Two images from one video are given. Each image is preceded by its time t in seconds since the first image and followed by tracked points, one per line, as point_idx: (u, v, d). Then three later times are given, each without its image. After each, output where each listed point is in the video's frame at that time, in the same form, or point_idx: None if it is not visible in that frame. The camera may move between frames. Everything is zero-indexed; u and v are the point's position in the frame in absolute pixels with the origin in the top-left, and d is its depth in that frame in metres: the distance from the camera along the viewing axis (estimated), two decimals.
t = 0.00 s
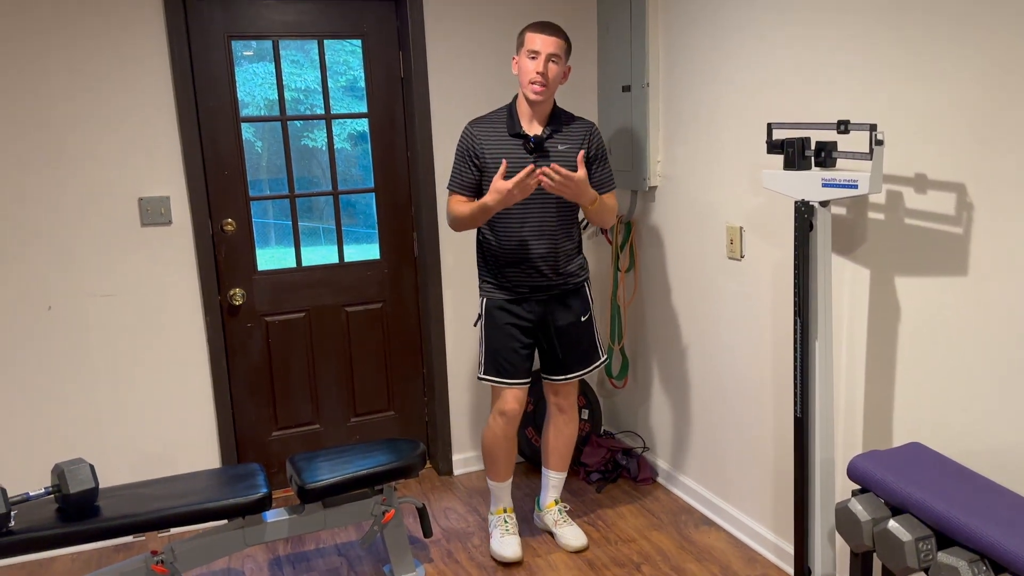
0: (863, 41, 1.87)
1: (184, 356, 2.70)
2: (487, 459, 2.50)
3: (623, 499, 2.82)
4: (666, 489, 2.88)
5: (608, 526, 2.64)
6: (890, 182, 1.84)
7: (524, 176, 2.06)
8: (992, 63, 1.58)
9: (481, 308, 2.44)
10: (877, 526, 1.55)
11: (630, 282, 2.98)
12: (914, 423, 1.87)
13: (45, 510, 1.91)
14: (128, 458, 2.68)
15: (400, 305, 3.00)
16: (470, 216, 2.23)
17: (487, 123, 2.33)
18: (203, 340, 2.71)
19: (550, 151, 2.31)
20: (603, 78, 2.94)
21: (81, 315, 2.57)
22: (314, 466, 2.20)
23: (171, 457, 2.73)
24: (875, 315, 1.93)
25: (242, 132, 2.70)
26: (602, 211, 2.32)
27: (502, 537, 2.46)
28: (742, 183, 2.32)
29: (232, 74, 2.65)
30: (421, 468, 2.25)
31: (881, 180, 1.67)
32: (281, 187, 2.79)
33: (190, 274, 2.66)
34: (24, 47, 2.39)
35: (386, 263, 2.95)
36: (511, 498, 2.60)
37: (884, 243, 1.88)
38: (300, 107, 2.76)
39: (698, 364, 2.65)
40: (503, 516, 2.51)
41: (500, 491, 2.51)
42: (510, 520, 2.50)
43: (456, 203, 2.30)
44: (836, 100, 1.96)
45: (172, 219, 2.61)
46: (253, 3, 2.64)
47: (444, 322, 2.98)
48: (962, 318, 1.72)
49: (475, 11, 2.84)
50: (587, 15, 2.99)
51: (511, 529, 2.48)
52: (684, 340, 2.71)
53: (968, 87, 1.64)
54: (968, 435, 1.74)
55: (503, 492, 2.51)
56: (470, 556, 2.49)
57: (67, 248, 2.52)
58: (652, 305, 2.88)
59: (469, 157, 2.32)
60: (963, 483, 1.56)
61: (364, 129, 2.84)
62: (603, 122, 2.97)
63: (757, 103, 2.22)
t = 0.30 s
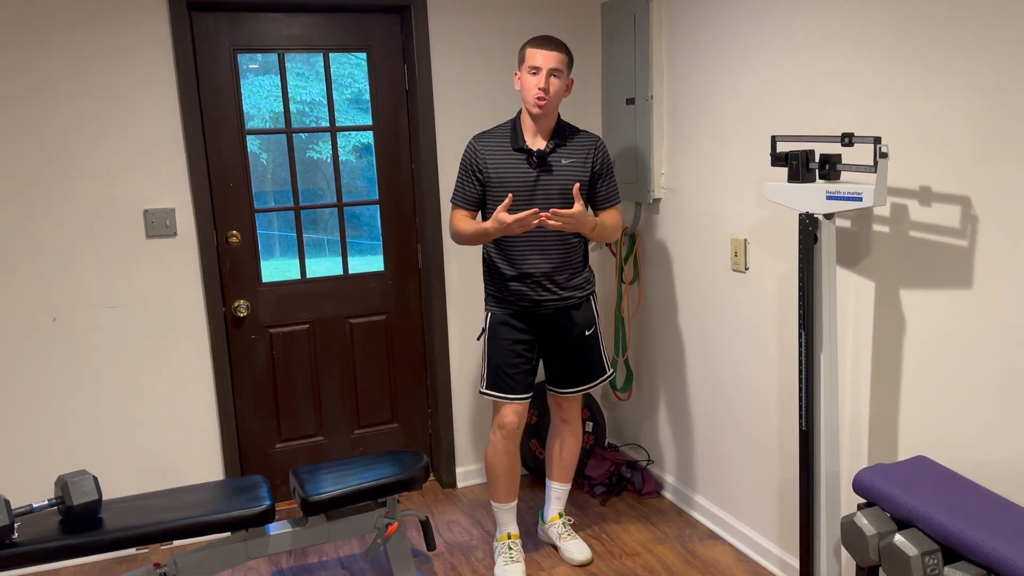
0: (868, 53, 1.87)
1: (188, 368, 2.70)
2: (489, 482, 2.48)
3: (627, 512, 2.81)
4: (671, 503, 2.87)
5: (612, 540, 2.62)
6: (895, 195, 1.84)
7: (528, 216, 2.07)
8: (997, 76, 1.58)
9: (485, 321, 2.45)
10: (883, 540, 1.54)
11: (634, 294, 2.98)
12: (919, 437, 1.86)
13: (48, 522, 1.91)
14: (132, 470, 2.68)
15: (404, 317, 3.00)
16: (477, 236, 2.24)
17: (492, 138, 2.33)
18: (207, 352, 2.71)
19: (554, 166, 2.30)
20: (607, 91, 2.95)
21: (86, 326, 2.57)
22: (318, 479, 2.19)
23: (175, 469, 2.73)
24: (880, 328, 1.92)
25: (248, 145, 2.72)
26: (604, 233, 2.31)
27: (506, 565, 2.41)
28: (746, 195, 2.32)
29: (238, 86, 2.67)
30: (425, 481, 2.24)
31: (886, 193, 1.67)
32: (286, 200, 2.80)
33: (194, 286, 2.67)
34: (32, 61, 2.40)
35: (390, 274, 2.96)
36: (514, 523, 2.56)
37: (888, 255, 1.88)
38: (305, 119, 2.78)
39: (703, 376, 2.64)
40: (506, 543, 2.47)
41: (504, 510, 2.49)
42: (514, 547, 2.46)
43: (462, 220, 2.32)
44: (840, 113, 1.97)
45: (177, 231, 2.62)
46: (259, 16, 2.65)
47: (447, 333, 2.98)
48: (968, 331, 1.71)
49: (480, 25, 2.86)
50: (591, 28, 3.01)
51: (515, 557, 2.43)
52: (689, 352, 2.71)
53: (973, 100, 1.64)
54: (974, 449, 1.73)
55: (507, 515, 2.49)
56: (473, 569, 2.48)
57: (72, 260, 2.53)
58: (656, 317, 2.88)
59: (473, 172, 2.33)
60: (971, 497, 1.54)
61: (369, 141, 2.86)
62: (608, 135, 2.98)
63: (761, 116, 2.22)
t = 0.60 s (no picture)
0: (872, 62, 1.87)
1: (190, 375, 2.70)
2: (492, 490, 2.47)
3: (630, 521, 2.80)
4: (674, 511, 2.86)
5: (615, 548, 2.61)
6: (899, 204, 1.84)
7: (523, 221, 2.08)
8: (1001, 85, 1.58)
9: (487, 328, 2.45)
10: (888, 549, 1.53)
11: (637, 301, 2.98)
12: (924, 446, 1.85)
13: (51, 529, 1.90)
14: (135, 477, 2.67)
15: (407, 324, 3.00)
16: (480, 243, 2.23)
17: (494, 145, 2.34)
18: (210, 359, 2.71)
19: (555, 173, 2.30)
20: (610, 99, 2.96)
21: (90, 333, 2.57)
22: (320, 486, 2.18)
23: (177, 476, 2.72)
24: (884, 337, 1.92)
25: (252, 152, 2.72)
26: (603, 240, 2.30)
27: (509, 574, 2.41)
28: (750, 203, 2.32)
29: (242, 94, 2.67)
30: (427, 489, 2.23)
31: (889, 202, 1.67)
32: (289, 207, 2.80)
33: (198, 294, 2.67)
34: (38, 69, 2.41)
35: (393, 282, 2.96)
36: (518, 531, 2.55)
37: (892, 264, 1.87)
38: (309, 127, 2.78)
39: (706, 384, 2.64)
40: (510, 551, 2.46)
41: (506, 518, 2.48)
42: (517, 556, 2.45)
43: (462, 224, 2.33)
44: (844, 121, 1.96)
45: (181, 238, 2.62)
46: (263, 24, 2.67)
47: (450, 340, 2.98)
48: (975, 340, 1.70)
49: (484, 33, 2.86)
50: (594, 36, 3.01)
51: (518, 566, 2.43)
52: (692, 360, 2.70)
53: (977, 108, 1.64)
54: (979, 459, 1.72)
55: (510, 524, 2.48)
56: None
57: (77, 267, 2.53)
58: (659, 324, 2.88)
59: (475, 179, 2.34)
60: (977, 507, 1.53)
61: (373, 149, 2.86)
62: (611, 143, 2.98)
63: (765, 124, 2.22)
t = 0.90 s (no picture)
0: (874, 64, 1.87)
1: (192, 376, 2.70)
2: (493, 490, 2.47)
3: (632, 523, 2.80)
4: (675, 514, 2.85)
5: (617, 551, 2.61)
6: (902, 207, 1.84)
7: (523, 229, 2.09)
8: (1004, 87, 1.58)
9: (488, 330, 2.46)
10: (890, 553, 1.52)
11: (639, 304, 2.98)
12: (927, 449, 1.84)
13: (52, 530, 1.90)
14: (137, 479, 2.67)
15: (409, 326, 3.00)
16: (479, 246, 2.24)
17: (495, 148, 2.35)
18: (212, 360, 2.71)
19: (555, 176, 2.30)
20: (612, 101, 2.96)
21: (91, 334, 2.57)
22: (322, 488, 2.18)
23: (179, 478, 2.72)
24: (887, 339, 1.91)
25: (254, 154, 2.72)
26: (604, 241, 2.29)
27: None
28: (752, 206, 2.32)
29: (244, 95, 2.68)
30: (429, 491, 2.23)
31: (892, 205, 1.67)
32: (291, 209, 2.81)
33: (200, 295, 2.67)
34: (41, 71, 2.42)
35: (395, 284, 2.96)
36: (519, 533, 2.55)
37: (894, 267, 1.87)
38: (311, 129, 2.79)
39: (708, 387, 2.63)
40: (511, 554, 2.46)
41: (507, 520, 2.47)
42: (518, 558, 2.45)
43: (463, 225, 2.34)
44: (847, 124, 1.96)
45: (183, 240, 2.62)
46: (266, 26, 2.67)
47: (452, 343, 2.98)
48: (977, 343, 1.70)
49: (486, 35, 2.86)
50: (596, 39, 3.01)
51: (520, 568, 2.43)
52: (695, 363, 2.70)
53: (979, 111, 1.64)
54: (982, 462, 1.71)
55: (512, 526, 2.48)
56: None
57: (79, 269, 2.54)
58: (661, 327, 2.87)
59: (477, 182, 2.35)
60: (981, 511, 1.53)
61: (375, 151, 2.86)
62: (613, 145, 2.98)
63: (767, 127, 2.22)
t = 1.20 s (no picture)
0: (878, 64, 1.87)
1: (194, 374, 2.70)
2: (494, 482, 2.49)
3: (632, 523, 2.80)
4: (676, 514, 2.85)
5: (618, 550, 2.61)
6: (904, 207, 1.84)
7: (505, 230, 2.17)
8: (1008, 87, 1.57)
9: (488, 325, 2.47)
10: (891, 553, 1.52)
11: (641, 303, 2.98)
12: (929, 450, 1.84)
13: (53, 528, 1.90)
14: (138, 477, 2.67)
15: (410, 325, 3.00)
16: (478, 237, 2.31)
17: (498, 145, 2.38)
18: (213, 359, 2.71)
19: (552, 173, 2.29)
20: (614, 101, 2.96)
21: (92, 333, 2.57)
22: (323, 487, 2.18)
23: (180, 476, 2.72)
24: (889, 339, 1.91)
25: (256, 152, 2.72)
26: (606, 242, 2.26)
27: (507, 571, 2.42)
28: (754, 206, 2.31)
29: (246, 94, 2.68)
30: (430, 490, 2.23)
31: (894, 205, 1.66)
32: (293, 208, 2.81)
33: (201, 294, 2.67)
34: (43, 70, 2.42)
35: (396, 282, 2.96)
36: (519, 528, 2.55)
37: (896, 267, 1.87)
38: (313, 127, 2.78)
39: (709, 387, 2.63)
40: (510, 549, 2.47)
41: (507, 514, 2.50)
42: (516, 554, 2.46)
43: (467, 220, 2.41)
44: (849, 124, 1.96)
45: (184, 238, 2.62)
46: (268, 25, 2.67)
47: (453, 342, 2.97)
48: (979, 344, 1.69)
49: (488, 34, 2.86)
50: (598, 38, 3.01)
51: (517, 564, 2.44)
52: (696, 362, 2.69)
53: (981, 111, 1.63)
54: (984, 462, 1.71)
55: (512, 522, 2.49)
56: None
57: (80, 269, 2.54)
58: (663, 326, 2.87)
59: (480, 178, 2.39)
60: (984, 512, 1.52)
61: (376, 149, 2.86)
62: (615, 145, 2.98)
63: (769, 126, 2.22)
